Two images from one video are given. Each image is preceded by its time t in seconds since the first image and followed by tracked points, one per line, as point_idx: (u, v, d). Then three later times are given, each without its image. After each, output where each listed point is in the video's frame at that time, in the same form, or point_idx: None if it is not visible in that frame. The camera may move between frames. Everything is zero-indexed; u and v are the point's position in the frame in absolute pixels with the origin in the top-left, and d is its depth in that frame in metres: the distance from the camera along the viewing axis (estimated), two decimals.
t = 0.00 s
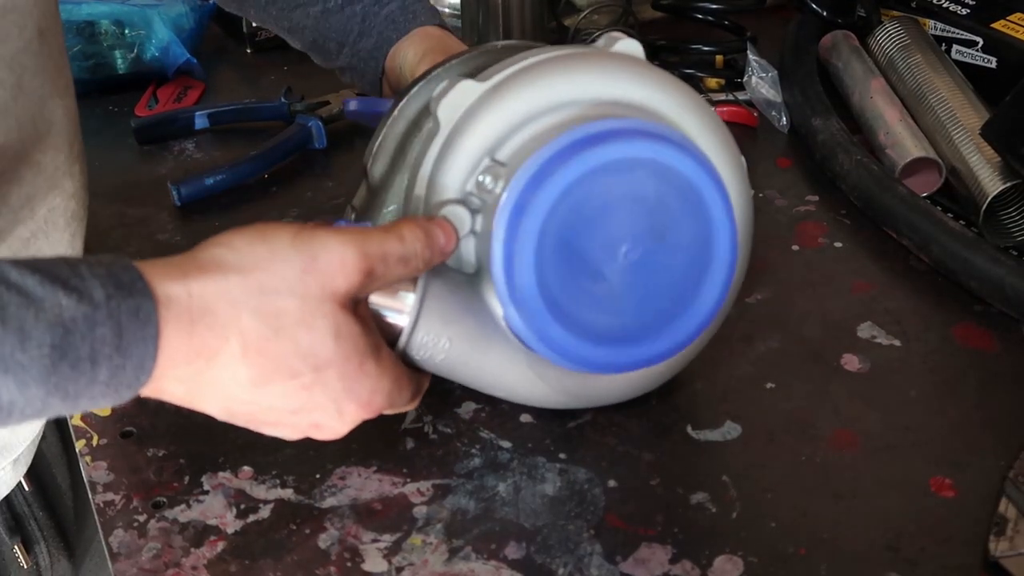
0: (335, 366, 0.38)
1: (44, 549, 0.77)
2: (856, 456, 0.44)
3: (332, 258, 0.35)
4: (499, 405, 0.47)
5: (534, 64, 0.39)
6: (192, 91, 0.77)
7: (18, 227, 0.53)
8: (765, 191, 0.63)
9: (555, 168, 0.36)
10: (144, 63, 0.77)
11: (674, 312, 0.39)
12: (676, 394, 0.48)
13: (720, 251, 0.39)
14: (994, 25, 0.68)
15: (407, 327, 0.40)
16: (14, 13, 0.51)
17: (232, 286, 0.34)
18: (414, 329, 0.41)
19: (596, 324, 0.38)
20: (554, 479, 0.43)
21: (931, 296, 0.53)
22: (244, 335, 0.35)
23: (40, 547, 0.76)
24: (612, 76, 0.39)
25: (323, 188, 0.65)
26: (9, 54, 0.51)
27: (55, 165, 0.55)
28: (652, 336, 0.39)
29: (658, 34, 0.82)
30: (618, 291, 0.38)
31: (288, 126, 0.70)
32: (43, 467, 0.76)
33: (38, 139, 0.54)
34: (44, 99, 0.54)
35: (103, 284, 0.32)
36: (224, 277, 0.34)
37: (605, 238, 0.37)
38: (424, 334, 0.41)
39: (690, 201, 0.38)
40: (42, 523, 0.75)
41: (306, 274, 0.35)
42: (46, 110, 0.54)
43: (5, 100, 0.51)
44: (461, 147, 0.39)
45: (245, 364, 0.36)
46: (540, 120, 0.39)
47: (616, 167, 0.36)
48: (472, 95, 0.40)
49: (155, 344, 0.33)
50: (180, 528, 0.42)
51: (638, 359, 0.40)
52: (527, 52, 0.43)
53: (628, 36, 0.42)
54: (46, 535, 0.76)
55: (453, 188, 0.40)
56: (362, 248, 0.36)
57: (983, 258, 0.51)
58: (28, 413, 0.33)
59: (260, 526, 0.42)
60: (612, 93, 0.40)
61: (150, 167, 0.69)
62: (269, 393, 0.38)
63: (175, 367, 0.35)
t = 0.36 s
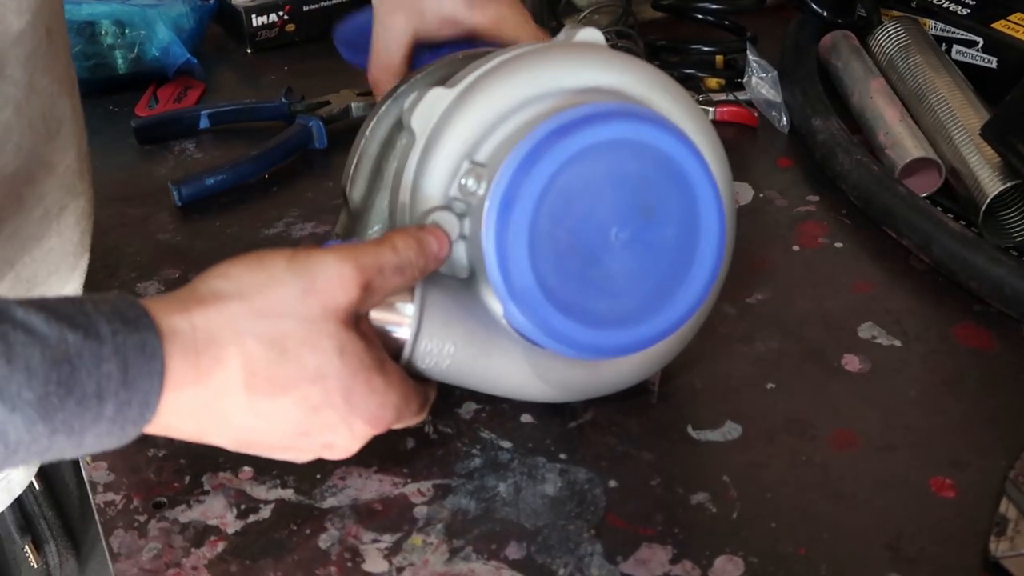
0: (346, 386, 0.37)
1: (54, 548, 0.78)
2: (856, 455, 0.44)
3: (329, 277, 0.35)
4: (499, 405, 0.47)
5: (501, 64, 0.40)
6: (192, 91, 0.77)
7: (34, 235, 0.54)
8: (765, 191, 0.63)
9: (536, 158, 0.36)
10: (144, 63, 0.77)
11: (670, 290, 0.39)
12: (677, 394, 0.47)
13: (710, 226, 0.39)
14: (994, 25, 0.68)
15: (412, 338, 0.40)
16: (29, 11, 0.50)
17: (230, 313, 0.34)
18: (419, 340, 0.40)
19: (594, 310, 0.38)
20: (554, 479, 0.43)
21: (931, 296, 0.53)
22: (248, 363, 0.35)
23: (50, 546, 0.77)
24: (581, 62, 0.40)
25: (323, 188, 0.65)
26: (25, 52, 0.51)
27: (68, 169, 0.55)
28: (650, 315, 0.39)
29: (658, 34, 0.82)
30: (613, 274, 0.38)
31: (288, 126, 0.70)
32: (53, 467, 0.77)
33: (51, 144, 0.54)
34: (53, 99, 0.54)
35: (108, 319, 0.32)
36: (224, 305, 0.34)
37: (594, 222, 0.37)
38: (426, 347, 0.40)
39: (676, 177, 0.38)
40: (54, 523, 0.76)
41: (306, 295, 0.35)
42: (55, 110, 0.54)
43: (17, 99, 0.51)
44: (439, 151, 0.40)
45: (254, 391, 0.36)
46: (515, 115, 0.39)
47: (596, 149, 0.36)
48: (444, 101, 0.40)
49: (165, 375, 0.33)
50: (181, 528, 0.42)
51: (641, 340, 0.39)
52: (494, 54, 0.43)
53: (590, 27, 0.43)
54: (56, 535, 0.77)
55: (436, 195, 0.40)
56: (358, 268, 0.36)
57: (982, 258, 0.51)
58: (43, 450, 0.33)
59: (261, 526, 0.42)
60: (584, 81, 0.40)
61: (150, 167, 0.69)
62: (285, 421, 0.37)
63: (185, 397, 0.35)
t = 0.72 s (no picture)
0: (280, 330, 0.42)
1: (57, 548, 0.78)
2: (856, 456, 0.44)
3: (264, 231, 0.40)
4: (499, 404, 0.47)
5: (489, 54, 0.42)
6: (191, 91, 0.77)
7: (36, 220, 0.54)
8: (765, 191, 0.63)
9: (476, 151, 0.39)
10: (143, 63, 0.77)
11: (611, 296, 0.40)
12: (677, 394, 0.47)
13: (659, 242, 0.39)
14: (993, 26, 0.68)
15: (345, 293, 0.42)
16: (23, 5, 0.49)
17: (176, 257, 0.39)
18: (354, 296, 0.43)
19: (527, 303, 0.40)
20: (554, 479, 0.43)
21: (931, 296, 0.53)
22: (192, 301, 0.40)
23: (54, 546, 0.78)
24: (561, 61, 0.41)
25: (323, 188, 0.65)
26: (21, 44, 0.50)
27: (66, 153, 0.55)
28: (586, 318, 0.40)
29: (658, 35, 0.82)
30: (548, 271, 0.40)
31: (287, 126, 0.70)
32: (54, 463, 0.77)
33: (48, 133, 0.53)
34: (48, 92, 0.53)
35: (65, 257, 0.36)
36: (167, 248, 0.39)
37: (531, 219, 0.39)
38: (361, 305, 0.42)
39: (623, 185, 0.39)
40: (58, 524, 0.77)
41: (241, 245, 0.40)
42: (50, 104, 0.53)
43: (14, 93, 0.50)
44: (420, 130, 0.43)
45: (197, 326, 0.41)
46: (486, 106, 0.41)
47: (541, 146, 0.39)
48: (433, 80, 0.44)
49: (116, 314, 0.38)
50: (180, 528, 0.42)
51: (576, 340, 0.41)
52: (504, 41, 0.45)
53: (596, 26, 0.43)
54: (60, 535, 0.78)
55: (412, 169, 0.43)
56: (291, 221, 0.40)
57: (982, 259, 0.51)
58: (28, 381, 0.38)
59: (260, 527, 0.42)
60: (562, 78, 0.41)
61: (150, 168, 0.69)
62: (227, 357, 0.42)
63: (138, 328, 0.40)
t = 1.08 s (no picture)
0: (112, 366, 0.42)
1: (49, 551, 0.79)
2: (856, 456, 0.44)
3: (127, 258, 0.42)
4: (499, 404, 0.47)
5: (486, 53, 0.42)
6: (192, 91, 0.77)
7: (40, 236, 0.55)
8: (765, 191, 0.63)
9: (470, 150, 0.39)
10: (144, 62, 0.77)
11: (604, 297, 0.40)
12: (677, 394, 0.48)
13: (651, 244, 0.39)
14: (993, 26, 0.68)
15: (339, 289, 0.44)
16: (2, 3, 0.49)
17: (13, 261, 0.40)
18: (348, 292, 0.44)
19: (520, 303, 0.40)
20: (554, 479, 0.43)
21: (931, 296, 0.54)
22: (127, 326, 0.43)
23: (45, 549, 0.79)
24: (559, 60, 0.41)
25: (323, 188, 0.65)
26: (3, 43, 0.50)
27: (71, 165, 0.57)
28: (578, 319, 0.41)
29: (657, 34, 0.82)
30: (542, 271, 0.40)
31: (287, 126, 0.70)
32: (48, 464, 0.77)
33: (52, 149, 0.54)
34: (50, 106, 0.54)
35: None
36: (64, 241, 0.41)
37: (525, 218, 0.39)
38: (352, 303, 0.44)
39: (617, 186, 0.39)
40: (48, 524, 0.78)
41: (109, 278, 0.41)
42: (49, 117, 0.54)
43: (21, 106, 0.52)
44: (417, 128, 0.43)
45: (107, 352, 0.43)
46: (483, 104, 0.41)
47: (534, 147, 0.39)
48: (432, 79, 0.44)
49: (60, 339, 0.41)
50: (180, 528, 0.42)
51: (567, 340, 0.41)
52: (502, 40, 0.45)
53: (596, 26, 0.43)
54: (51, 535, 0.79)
55: (409, 165, 0.44)
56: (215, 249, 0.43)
57: (982, 258, 0.51)
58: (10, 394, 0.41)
59: (261, 527, 0.42)
60: (559, 77, 0.41)
61: (150, 168, 0.69)
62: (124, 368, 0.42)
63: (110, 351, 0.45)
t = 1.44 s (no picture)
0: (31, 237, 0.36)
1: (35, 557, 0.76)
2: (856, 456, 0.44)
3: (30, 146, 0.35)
4: (499, 404, 0.47)
5: (486, 53, 0.42)
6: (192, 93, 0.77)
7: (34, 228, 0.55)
8: (765, 191, 0.63)
9: (469, 150, 0.39)
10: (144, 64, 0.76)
11: (604, 297, 0.40)
12: (677, 394, 0.48)
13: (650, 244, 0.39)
14: (993, 26, 0.68)
15: (339, 290, 0.44)
16: None
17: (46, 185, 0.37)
18: (348, 293, 0.44)
19: (520, 303, 0.40)
20: (554, 479, 0.43)
21: (931, 296, 0.54)
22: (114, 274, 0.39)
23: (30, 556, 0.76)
24: (558, 60, 0.41)
25: (323, 188, 0.65)
26: None
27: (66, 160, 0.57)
28: (578, 319, 0.41)
29: (658, 34, 0.82)
30: (542, 271, 0.40)
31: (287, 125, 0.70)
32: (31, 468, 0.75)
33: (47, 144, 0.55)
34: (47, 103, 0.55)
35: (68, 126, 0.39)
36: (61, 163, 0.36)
37: (525, 219, 0.39)
38: (352, 303, 0.44)
39: (617, 186, 0.39)
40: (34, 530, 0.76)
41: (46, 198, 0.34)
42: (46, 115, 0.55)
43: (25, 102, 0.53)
44: (417, 128, 0.43)
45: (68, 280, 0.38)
46: (484, 104, 0.41)
47: (533, 147, 0.38)
48: (433, 80, 0.44)
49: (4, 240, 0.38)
50: (180, 528, 0.42)
51: (567, 341, 0.41)
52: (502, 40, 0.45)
53: (596, 26, 0.43)
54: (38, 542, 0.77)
55: (409, 166, 0.44)
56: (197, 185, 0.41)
57: (982, 258, 0.51)
58: None
59: (260, 526, 0.42)
60: (559, 77, 0.41)
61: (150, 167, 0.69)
62: None
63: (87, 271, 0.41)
